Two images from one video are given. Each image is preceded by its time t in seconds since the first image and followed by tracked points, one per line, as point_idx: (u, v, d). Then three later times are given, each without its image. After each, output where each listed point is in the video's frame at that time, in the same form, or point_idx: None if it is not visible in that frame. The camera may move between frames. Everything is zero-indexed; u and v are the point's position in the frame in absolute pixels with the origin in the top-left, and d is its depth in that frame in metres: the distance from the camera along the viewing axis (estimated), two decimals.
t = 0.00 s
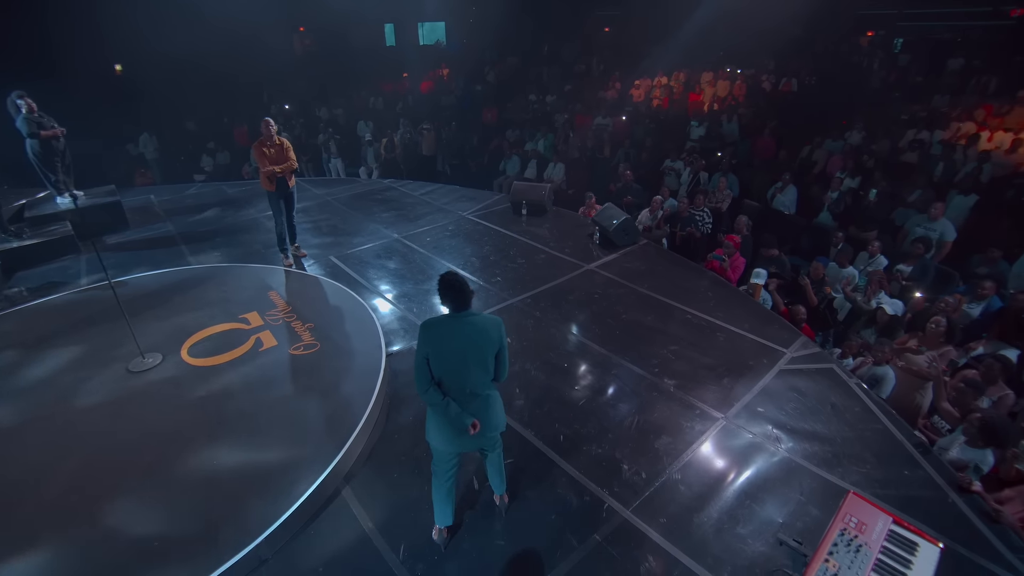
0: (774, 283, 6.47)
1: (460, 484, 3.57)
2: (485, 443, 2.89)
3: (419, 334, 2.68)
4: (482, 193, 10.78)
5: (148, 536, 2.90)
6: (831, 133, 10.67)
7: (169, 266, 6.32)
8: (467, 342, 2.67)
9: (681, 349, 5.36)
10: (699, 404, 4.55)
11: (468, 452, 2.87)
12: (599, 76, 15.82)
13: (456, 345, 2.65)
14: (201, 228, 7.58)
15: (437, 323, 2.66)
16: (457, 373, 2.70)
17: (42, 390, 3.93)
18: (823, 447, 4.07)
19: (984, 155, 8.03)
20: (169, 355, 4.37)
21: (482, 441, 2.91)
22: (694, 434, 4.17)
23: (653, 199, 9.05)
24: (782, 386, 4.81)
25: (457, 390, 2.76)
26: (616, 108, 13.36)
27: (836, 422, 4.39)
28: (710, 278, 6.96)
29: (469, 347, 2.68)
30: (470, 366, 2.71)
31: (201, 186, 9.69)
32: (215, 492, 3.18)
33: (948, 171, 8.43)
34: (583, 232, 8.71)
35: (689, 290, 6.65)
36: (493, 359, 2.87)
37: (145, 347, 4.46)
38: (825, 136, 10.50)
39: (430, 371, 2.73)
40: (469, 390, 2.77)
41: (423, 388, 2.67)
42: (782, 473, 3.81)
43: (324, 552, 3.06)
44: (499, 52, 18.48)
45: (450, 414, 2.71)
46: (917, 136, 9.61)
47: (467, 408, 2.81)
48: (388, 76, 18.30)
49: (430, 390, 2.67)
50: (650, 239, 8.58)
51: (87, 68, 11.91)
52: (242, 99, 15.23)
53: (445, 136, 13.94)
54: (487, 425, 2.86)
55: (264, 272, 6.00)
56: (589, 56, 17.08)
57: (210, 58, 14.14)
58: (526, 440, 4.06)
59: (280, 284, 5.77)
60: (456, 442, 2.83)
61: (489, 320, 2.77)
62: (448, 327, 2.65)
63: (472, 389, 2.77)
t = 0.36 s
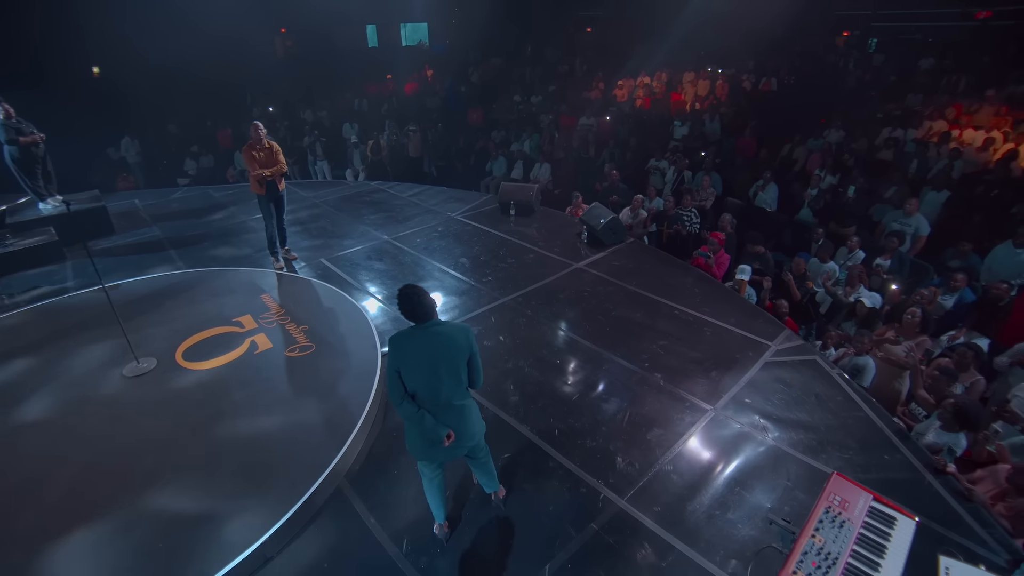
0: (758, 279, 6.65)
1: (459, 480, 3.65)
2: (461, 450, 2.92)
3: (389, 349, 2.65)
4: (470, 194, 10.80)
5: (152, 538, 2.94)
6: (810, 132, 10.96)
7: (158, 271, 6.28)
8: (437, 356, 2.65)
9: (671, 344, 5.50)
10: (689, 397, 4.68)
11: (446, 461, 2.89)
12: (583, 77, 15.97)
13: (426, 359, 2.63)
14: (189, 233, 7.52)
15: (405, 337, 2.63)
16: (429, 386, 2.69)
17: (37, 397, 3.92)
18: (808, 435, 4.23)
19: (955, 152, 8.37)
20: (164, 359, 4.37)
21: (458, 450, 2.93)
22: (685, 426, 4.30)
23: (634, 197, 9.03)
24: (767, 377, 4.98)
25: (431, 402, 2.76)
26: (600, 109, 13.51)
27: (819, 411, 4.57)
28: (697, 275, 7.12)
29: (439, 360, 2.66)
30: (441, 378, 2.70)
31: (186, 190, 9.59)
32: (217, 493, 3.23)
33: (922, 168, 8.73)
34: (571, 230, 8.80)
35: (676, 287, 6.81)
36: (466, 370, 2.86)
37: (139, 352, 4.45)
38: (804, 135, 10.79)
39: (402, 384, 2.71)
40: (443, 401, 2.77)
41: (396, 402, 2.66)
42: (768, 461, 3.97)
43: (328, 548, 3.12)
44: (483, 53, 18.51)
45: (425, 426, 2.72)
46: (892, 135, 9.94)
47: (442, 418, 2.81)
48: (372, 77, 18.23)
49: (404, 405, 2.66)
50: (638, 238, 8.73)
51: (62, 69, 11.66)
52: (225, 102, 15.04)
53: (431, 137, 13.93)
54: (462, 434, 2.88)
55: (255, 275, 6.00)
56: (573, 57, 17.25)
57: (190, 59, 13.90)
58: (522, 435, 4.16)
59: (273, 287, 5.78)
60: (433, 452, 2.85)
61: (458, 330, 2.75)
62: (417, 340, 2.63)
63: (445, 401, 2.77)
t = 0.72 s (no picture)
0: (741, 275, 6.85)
1: (456, 477, 3.72)
2: (453, 452, 2.89)
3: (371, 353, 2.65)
4: (456, 195, 10.82)
5: (153, 540, 2.97)
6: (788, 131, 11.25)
7: (145, 276, 6.23)
8: (420, 357, 2.64)
9: (657, 340, 5.63)
10: (677, 390, 4.82)
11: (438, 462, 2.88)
12: (566, 78, 16.09)
13: (409, 360, 2.62)
14: (175, 238, 7.46)
15: (387, 339, 2.63)
16: (414, 388, 2.67)
17: (28, 405, 3.90)
18: (790, 424, 4.39)
19: (926, 150, 8.69)
20: (156, 364, 4.37)
21: (449, 452, 2.90)
22: (673, 418, 4.43)
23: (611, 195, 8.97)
24: (751, 370, 5.14)
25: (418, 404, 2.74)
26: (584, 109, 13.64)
27: (801, 399, 4.73)
28: (682, 271, 7.28)
29: (422, 362, 2.64)
30: (426, 380, 2.67)
31: (169, 194, 9.47)
32: (216, 496, 3.26)
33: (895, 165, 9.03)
34: (557, 229, 8.90)
35: (662, 283, 6.95)
36: (451, 371, 2.85)
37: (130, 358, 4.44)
38: (782, 134, 11.06)
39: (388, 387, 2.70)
40: (430, 404, 2.74)
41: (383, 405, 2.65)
42: (753, 450, 4.11)
43: (328, 545, 3.17)
44: (466, 54, 18.54)
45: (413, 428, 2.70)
46: (866, 133, 10.26)
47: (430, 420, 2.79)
48: (355, 79, 18.12)
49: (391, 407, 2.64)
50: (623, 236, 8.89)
51: (34, 71, 11.45)
52: (205, 104, 14.83)
53: (416, 139, 13.92)
54: (452, 435, 2.84)
55: (244, 279, 6.00)
56: (555, 58, 17.37)
57: (167, 61, 13.65)
58: (516, 430, 4.25)
59: (263, 290, 5.78)
60: (423, 454, 2.82)
61: (439, 331, 2.75)
62: (399, 342, 2.62)
63: (432, 402, 2.73)
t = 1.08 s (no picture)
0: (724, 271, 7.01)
1: (450, 474, 3.78)
2: (449, 451, 2.91)
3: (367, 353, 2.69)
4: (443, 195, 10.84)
5: (150, 543, 2.98)
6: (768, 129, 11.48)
7: (131, 282, 6.18)
8: (415, 356, 2.69)
9: (644, 336, 5.75)
10: (665, 384, 4.94)
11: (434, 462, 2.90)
12: (550, 79, 16.20)
13: (405, 359, 2.67)
14: (160, 243, 7.38)
15: (383, 338, 2.68)
16: (410, 386, 2.71)
17: (17, 413, 3.87)
18: (775, 414, 4.54)
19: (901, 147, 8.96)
20: (147, 369, 4.36)
21: (446, 451, 2.91)
22: (662, 411, 4.54)
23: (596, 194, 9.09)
24: (735, 363, 5.29)
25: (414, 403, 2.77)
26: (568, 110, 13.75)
27: (784, 390, 4.89)
28: (667, 269, 7.42)
29: (417, 360, 2.69)
30: (422, 379, 2.72)
31: (152, 198, 9.36)
32: (213, 498, 3.28)
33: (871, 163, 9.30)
34: (544, 229, 8.96)
35: (648, 280, 7.08)
36: (446, 369, 2.89)
37: (120, 363, 4.42)
38: (763, 132, 11.30)
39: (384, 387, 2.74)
40: (426, 402, 2.77)
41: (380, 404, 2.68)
42: (739, 440, 4.24)
43: (327, 543, 3.22)
44: (450, 55, 18.54)
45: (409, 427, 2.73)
46: (844, 131, 10.51)
47: (427, 419, 2.82)
48: (338, 80, 18.01)
49: (388, 406, 2.67)
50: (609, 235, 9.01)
51: (7, 72, 11.28)
52: (185, 107, 14.63)
53: (401, 141, 13.91)
54: (448, 434, 2.87)
55: (233, 283, 5.97)
56: (539, 59, 17.49)
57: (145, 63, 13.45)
58: (508, 427, 4.32)
59: (252, 293, 5.78)
60: (420, 453, 2.86)
61: (433, 330, 2.79)
62: (395, 341, 2.67)
63: (428, 401, 2.77)
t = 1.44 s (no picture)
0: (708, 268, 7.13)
1: (444, 471, 3.83)
2: (451, 451, 2.94)
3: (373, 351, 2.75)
4: (429, 196, 10.84)
5: (146, 547, 2.99)
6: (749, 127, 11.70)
7: (116, 287, 6.12)
8: (420, 355, 2.74)
9: (632, 332, 5.84)
10: (652, 379, 5.04)
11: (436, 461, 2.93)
12: (534, 79, 16.27)
13: (410, 358, 2.72)
14: (145, 247, 7.31)
15: (387, 338, 2.74)
16: (414, 385, 2.76)
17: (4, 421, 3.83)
18: (760, 406, 4.66)
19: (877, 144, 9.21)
20: (137, 375, 4.34)
21: (447, 452, 2.95)
22: (650, 406, 4.63)
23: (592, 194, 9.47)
24: (721, 357, 5.41)
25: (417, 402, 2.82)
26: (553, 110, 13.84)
27: (768, 382, 5.02)
28: (653, 266, 7.54)
29: (421, 359, 2.74)
30: (424, 378, 2.76)
31: (135, 202, 9.22)
32: (209, 500, 3.29)
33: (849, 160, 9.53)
34: (531, 228, 9.02)
35: (634, 278, 7.20)
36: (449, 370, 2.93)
37: (109, 369, 4.39)
38: (744, 131, 11.51)
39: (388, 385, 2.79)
40: (429, 402, 2.81)
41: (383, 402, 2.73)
42: (725, 432, 4.35)
43: (324, 543, 3.26)
44: (434, 55, 18.50)
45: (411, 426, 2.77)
46: (823, 128, 10.75)
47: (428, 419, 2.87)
48: (321, 81, 17.87)
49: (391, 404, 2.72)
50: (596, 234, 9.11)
51: None
52: (165, 108, 14.39)
53: (385, 142, 13.87)
54: (451, 434, 2.90)
55: (221, 286, 5.95)
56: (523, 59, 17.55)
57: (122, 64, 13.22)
58: (500, 424, 4.38)
59: (241, 297, 5.76)
60: (422, 452, 2.89)
61: (437, 330, 2.85)
62: (399, 340, 2.73)
63: (431, 401, 2.82)
